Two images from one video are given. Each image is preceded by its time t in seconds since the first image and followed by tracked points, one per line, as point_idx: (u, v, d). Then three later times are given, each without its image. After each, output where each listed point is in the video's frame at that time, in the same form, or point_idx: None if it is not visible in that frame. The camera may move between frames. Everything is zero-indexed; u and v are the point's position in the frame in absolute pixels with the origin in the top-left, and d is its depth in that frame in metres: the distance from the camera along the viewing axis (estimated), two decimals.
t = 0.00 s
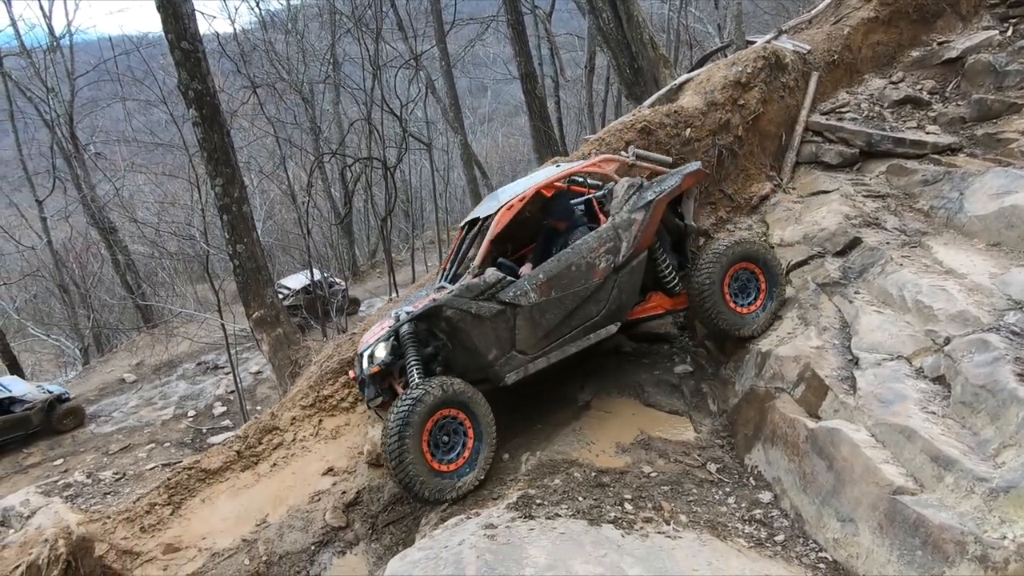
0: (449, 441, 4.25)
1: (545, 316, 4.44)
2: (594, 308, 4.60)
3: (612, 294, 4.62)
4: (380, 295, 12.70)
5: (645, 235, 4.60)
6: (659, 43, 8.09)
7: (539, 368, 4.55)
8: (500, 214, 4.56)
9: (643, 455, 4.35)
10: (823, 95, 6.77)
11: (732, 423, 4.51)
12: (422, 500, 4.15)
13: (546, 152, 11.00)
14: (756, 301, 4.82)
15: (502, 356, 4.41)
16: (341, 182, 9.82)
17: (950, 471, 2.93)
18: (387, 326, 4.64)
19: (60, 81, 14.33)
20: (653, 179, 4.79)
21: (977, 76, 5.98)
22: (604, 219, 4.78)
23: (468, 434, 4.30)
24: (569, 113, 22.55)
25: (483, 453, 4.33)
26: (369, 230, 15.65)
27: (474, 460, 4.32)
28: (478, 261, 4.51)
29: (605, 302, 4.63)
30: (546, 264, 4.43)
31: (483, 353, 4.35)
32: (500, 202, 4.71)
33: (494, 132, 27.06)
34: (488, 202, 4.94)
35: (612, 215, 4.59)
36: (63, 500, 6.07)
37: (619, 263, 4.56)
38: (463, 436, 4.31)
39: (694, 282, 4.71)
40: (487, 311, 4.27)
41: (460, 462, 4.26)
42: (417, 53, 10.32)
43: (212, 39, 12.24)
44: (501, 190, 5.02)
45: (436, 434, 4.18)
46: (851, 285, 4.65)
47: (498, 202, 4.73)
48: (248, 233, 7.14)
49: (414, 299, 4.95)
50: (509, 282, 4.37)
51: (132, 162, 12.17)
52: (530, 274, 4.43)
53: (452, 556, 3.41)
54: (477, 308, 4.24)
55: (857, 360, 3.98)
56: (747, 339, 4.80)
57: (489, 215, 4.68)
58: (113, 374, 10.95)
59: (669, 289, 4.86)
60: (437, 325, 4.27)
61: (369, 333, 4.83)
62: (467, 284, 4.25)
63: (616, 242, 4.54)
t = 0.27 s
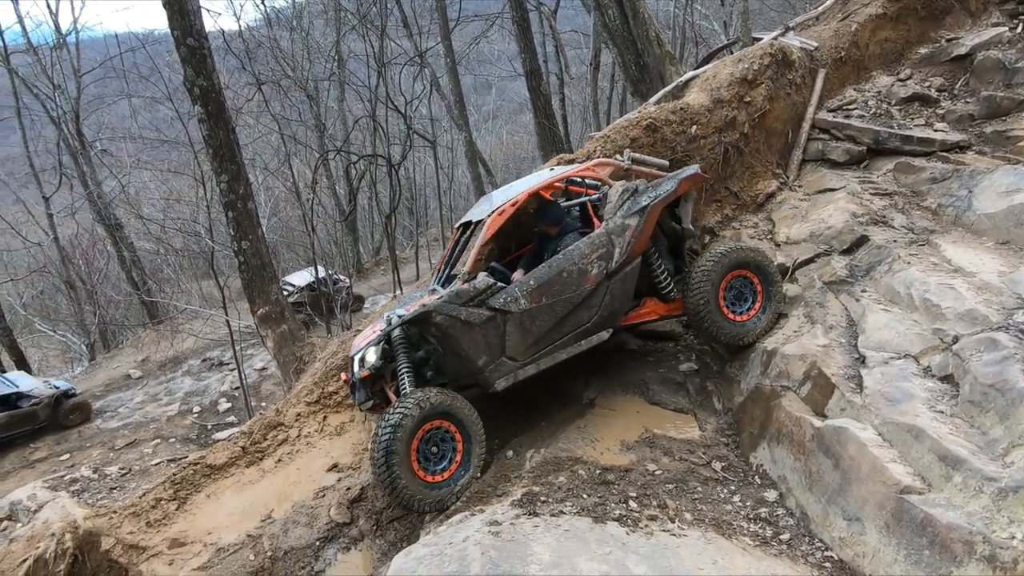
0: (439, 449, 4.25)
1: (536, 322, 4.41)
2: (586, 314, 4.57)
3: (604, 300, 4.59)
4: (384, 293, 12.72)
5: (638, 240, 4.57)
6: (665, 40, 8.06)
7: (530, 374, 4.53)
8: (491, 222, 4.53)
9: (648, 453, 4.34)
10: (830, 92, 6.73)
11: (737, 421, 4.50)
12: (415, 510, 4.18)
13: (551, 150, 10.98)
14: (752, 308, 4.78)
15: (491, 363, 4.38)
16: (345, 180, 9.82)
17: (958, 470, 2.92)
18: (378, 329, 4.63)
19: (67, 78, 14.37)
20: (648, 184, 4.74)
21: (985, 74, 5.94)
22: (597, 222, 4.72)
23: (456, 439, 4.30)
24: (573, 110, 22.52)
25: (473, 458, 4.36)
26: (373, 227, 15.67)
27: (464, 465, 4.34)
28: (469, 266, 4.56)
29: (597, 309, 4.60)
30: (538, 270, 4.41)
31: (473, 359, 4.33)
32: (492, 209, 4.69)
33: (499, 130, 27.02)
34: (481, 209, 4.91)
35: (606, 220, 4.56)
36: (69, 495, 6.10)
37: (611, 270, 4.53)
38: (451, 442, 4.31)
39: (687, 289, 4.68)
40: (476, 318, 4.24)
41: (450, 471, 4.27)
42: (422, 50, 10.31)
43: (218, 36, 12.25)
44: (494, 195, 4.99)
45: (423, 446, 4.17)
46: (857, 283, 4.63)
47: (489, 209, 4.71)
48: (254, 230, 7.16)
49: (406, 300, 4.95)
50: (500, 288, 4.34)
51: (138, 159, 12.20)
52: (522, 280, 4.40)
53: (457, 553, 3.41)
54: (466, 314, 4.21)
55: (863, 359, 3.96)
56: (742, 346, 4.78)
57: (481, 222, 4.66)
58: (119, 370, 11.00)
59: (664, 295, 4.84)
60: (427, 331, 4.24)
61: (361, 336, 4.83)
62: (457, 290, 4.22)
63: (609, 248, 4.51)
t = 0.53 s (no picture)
0: (445, 441, 4.26)
1: (542, 317, 4.44)
2: (593, 310, 4.59)
3: (612, 295, 4.60)
4: (393, 285, 12.75)
5: (648, 235, 4.56)
6: (677, 31, 7.98)
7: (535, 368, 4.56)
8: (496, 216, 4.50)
9: (657, 446, 4.33)
10: (845, 84, 6.65)
11: (748, 415, 4.49)
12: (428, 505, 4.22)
13: (561, 143, 10.94)
14: (760, 306, 4.76)
15: (498, 357, 4.41)
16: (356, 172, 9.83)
17: (973, 467, 2.90)
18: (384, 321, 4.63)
19: (81, 70, 14.46)
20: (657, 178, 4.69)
21: (1006, 65, 5.83)
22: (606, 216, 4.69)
23: (461, 430, 4.30)
24: (584, 103, 22.39)
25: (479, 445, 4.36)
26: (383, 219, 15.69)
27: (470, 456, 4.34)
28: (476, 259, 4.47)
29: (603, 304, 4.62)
30: (546, 265, 4.43)
31: (479, 353, 4.36)
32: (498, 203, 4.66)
33: (508, 122, 26.91)
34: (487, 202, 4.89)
35: (614, 215, 4.55)
36: (85, 483, 6.18)
37: (619, 265, 4.54)
38: (456, 433, 4.31)
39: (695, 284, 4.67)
40: (482, 312, 4.29)
41: (456, 464, 4.27)
42: (432, 41, 10.27)
43: (229, 28, 12.27)
44: (501, 188, 4.96)
45: (429, 441, 4.19)
46: (871, 278, 4.58)
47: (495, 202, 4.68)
48: (265, 222, 7.19)
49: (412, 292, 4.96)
50: (507, 282, 4.39)
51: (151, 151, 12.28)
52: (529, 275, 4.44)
53: (467, 543, 3.43)
54: (472, 308, 4.26)
55: (877, 354, 3.93)
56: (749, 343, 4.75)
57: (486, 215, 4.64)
58: (133, 360, 11.12)
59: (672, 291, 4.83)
60: (433, 324, 4.29)
61: (367, 328, 4.84)
62: (463, 284, 4.27)
63: (617, 243, 4.51)
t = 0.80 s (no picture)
0: (447, 440, 4.28)
1: (546, 319, 4.41)
2: (598, 312, 4.57)
3: (617, 297, 4.57)
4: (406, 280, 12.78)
5: (655, 237, 4.54)
6: (693, 25, 7.90)
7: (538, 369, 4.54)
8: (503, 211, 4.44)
9: (670, 443, 4.32)
10: (865, 78, 6.55)
11: (762, 413, 4.45)
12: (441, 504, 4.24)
13: (575, 138, 10.89)
14: (767, 310, 4.72)
15: (500, 357, 4.39)
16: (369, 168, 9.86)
17: (994, 468, 2.86)
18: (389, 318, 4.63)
19: (99, 66, 14.63)
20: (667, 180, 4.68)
21: None
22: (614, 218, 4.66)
23: (461, 427, 4.31)
24: (597, 97, 22.26)
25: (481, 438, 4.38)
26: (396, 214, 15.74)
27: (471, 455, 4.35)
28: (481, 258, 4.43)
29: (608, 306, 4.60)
30: (552, 265, 4.40)
31: (482, 353, 4.33)
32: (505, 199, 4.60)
33: (521, 117, 26.82)
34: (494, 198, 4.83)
35: (622, 216, 4.53)
36: (104, 472, 6.28)
37: (625, 267, 4.51)
38: (457, 431, 4.31)
39: (702, 286, 4.65)
40: (486, 312, 4.24)
41: (457, 464, 4.28)
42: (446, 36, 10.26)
43: (245, 24, 12.34)
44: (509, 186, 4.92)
45: (431, 445, 4.19)
46: (890, 275, 4.52)
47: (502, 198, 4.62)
48: (280, 216, 7.24)
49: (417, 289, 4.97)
50: (511, 282, 4.34)
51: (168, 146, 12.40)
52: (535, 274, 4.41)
53: (479, 537, 3.44)
54: (476, 307, 4.21)
55: (895, 352, 3.88)
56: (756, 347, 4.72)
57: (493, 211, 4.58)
58: (150, 353, 11.26)
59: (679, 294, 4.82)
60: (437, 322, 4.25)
61: (372, 323, 4.84)
62: (468, 283, 4.22)
63: (624, 244, 4.49)
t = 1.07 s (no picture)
0: (437, 452, 4.25)
1: (540, 335, 4.35)
2: (596, 328, 4.51)
3: (614, 313, 4.51)
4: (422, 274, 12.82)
5: (657, 252, 4.45)
6: (715, 18, 7.79)
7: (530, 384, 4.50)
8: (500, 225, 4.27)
9: (687, 440, 4.30)
10: (890, 71, 6.43)
11: (781, 412, 4.41)
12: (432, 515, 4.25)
13: (592, 133, 10.83)
14: (769, 329, 4.65)
15: (492, 372, 4.35)
16: (386, 163, 9.89)
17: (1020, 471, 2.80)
18: (383, 324, 4.58)
19: (124, 62, 14.84)
20: (673, 193, 4.53)
21: None
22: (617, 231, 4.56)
23: (451, 440, 4.29)
24: (614, 92, 22.10)
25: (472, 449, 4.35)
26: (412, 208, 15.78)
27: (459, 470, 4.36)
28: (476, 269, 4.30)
29: (604, 321, 4.52)
30: (549, 280, 4.31)
31: (475, 366, 4.29)
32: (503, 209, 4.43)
33: (538, 112, 26.68)
34: (493, 204, 4.65)
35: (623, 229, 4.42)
36: (128, 460, 6.40)
37: (624, 284, 4.44)
38: (447, 443, 4.29)
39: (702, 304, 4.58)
40: (480, 327, 4.19)
41: (446, 477, 4.29)
42: (464, 31, 10.24)
43: (265, 20, 12.43)
44: (508, 189, 4.71)
45: (422, 459, 4.17)
46: (914, 273, 4.44)
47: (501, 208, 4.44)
48: (300, 210, 7.29)
49: (413, 291, 4.95)
50: (506, 297, 4.27)
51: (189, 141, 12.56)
52: (532, 289, 4.32)
53: (494, 530, 3.45)
54: (469, 322, 4.16)
55: (919, 351, 3.81)
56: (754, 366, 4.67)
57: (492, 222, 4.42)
58: (172, 344, 11.44)
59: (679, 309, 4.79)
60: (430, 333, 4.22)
61: (367, 324, 4.79)
62: (462, 297, 4.16)
63: (624, 260, 4.39)
